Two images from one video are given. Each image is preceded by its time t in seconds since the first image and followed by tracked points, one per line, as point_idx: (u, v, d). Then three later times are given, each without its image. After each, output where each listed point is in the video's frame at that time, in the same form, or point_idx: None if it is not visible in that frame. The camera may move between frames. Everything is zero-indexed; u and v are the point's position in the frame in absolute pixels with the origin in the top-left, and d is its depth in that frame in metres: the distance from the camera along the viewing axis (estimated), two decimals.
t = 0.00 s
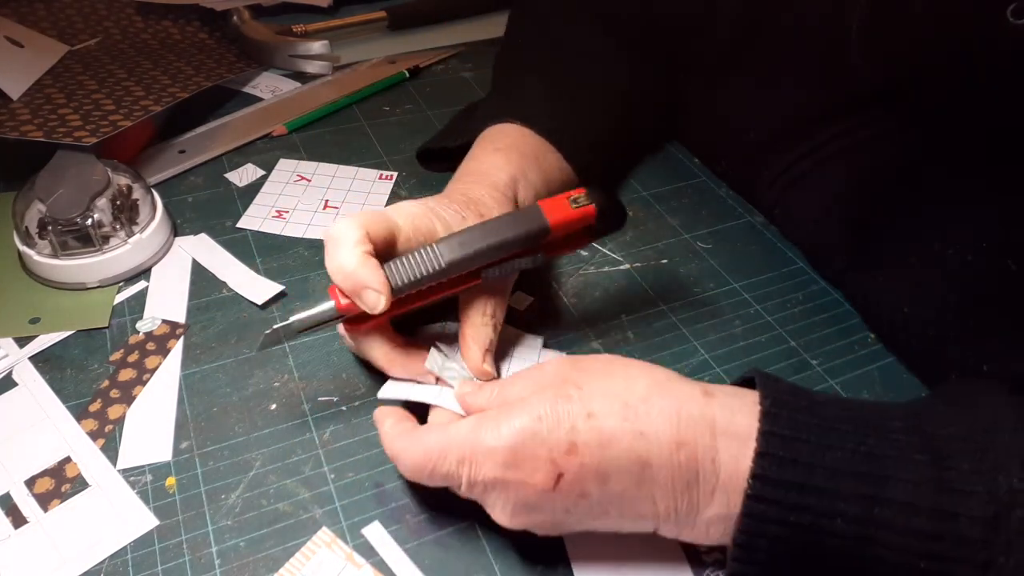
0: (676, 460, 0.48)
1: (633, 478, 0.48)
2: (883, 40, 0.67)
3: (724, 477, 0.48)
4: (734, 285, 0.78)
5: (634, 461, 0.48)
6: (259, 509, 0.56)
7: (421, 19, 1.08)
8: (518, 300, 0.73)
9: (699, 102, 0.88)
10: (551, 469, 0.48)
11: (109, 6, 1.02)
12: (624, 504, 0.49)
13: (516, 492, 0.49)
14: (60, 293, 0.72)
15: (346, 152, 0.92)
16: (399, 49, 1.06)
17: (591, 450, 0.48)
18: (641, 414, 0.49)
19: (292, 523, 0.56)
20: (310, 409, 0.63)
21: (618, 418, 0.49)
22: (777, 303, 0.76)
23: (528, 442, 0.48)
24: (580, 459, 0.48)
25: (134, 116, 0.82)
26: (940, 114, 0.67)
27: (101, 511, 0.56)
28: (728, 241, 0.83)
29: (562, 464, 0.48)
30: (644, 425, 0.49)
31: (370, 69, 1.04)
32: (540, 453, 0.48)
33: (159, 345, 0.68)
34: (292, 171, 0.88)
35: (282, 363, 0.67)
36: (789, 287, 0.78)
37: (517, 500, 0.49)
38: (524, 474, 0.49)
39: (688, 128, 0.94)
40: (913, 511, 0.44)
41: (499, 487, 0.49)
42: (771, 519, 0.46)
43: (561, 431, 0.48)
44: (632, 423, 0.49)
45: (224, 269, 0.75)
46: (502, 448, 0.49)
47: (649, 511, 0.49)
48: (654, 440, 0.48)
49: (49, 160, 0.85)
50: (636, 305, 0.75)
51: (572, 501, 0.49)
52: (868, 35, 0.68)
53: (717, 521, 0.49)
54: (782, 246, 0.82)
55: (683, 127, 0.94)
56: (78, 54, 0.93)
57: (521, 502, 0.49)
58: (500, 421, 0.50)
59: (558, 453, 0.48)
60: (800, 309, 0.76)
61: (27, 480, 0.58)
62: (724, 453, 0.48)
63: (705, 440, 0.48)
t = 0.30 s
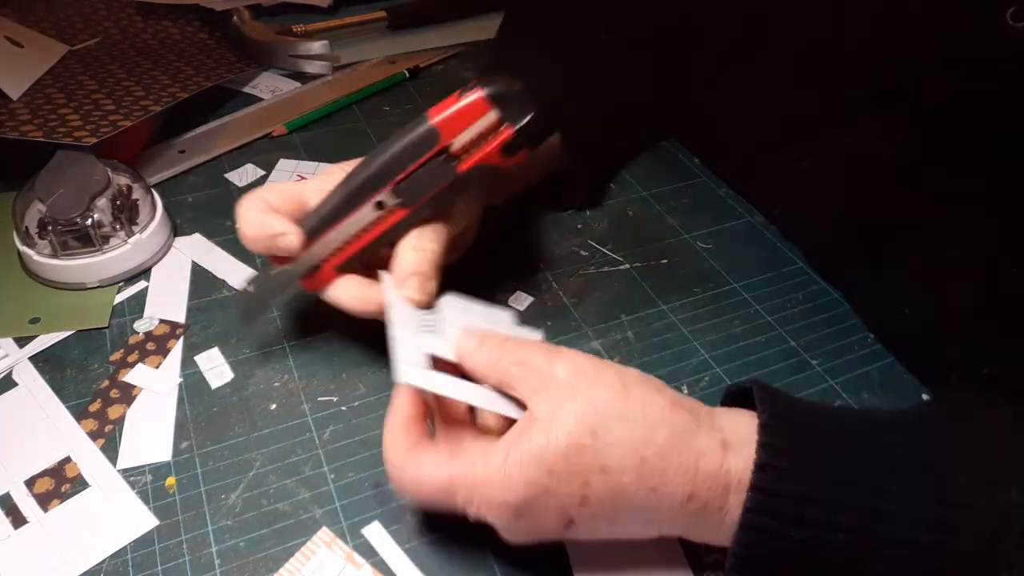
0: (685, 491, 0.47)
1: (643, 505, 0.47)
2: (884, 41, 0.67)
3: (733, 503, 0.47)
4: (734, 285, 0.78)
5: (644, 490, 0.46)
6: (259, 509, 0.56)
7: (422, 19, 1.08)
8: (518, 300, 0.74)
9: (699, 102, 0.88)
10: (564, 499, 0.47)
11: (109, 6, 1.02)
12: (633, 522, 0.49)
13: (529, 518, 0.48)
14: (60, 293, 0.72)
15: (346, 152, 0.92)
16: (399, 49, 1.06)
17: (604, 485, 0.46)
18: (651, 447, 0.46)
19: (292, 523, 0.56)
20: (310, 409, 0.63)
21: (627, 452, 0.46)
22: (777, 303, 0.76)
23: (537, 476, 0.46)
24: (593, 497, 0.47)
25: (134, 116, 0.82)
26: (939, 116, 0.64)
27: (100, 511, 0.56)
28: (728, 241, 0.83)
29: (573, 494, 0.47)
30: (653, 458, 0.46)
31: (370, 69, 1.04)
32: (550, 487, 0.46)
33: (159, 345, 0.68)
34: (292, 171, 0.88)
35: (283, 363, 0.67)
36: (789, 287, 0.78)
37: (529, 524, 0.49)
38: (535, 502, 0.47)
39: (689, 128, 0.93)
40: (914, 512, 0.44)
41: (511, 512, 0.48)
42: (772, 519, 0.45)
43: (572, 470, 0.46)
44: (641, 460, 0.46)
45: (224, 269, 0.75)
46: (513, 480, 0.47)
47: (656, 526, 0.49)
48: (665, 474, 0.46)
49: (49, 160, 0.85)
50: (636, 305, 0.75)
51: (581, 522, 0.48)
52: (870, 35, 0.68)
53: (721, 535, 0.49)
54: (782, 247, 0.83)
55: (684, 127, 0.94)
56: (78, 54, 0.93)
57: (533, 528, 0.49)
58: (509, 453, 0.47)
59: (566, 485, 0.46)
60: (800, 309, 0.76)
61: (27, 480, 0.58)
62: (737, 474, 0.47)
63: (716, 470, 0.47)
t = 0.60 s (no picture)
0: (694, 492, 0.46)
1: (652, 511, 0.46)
2: (884, 42, 0.67)
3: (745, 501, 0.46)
4: (734, 285, 0.78)
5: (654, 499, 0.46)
6: (259, 509, 0.56)
7: (422, 18, 1.08)
8: (518, 300, 0.74)
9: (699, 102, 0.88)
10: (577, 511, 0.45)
11: (109, 6, 1.02)
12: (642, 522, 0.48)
13: (543, 538, 0.47)
14: (60, 293, 0.72)
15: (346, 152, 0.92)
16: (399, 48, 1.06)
17: (624, 497, 0.45)
18: (664, 450, 0.45)
19: (292, 523, 0.56)
20: (310, 409, 0.63)
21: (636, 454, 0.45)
22: (778, 303, 0.76)
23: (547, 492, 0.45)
24: (615, 511, 0.46)
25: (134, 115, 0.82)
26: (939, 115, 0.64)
27: (100, 512, 0.56)
28: (728, 242, 0.82)
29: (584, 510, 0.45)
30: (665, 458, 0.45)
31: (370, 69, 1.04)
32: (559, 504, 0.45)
33: (159, 345, 0.68)
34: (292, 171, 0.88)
35: (283, 364, 0.67)
36: (789, 287, 0.78)
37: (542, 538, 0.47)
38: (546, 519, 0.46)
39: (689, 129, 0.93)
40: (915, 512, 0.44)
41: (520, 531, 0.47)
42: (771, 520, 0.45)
43: (597, 488, 0.44)
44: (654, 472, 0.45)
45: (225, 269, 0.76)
46: (523, 501, 0.45)
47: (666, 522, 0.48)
48: (683, 476, 0.45)
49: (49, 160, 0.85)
50: (636, 305, 0.75)
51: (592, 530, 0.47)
52: (869, 36, 0.68)
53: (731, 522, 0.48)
54: (782, 246, 0.82)
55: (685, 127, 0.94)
56: (78, 54, 0.93)
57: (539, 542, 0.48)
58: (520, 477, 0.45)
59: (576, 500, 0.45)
60: (800, 309, 0.76)
61: (27, 480, 0.58)
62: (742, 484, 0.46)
63: (727, 463, 0.46)
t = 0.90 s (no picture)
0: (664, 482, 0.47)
1: (612, 498, 0.47)
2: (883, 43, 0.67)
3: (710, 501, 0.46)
4: (734, 285, 0.78)
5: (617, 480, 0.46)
6: (259, 509, 0.56)
7: (422, 19, 1.08)
8: (518, 300, 0.74)
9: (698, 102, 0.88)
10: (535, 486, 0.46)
11: (109, 6, 1.02)
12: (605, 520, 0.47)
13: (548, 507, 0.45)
14: (60, 293, 0.72)
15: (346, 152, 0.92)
16: (399, 49, 1.06)
17: (630, 443, 0.47)
18: (663, 408, 0.48)
19: (292, 523, 0.56)
20: (310, 409, 0.63)
21: (599, 423, 0.47)
22: (777, 303, 0.76)
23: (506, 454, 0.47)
24: (618, 460, 0.46)
25: (134, 116, 0.82)
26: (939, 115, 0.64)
27: (100, 512, 0.56)
28: (728, 242, 0.82)
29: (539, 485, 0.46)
30: (633, 432, 0.47)
31: (370, 70, 1.04)
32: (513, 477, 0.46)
33: (159, 344, 0.68)
34: (292, 171, 0.88)
35: (283, 363, 0.67)
36: (789, 286, 0.78)
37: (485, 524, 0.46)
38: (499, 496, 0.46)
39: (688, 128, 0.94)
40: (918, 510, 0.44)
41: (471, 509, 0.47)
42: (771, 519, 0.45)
43: (603, 430, 0.47)
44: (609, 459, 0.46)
45: (225, 269, 0.76)
46: (513, 422, 0.48)
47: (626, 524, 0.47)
48: (686, 437, 0.47)
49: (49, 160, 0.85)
50: (636, 304, 0.75)
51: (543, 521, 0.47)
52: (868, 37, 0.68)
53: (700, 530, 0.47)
54: (783, 247, 0.82)
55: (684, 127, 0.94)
56: (78, 54, 0.93)
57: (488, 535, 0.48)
58: (532, 421, 0.47)
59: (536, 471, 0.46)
60: (800, 309, 0.75)
61: (27, 480, 0.58)
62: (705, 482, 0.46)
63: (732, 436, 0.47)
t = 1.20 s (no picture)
0: (705, 450, 0.49)
1: (654, 454, 0.49)
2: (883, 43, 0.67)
3: (745, 471, 0.48)
4: (734, 285, 0.77)
5: (661, 440, 0.50)
6: (259, 510, 0.56)
7: (422, 19, 1.08)
8: (518, 300, 0.73)
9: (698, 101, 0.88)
10: (587, 433, 0.51)
11: (109, 6, 1.02)
12: (646, 478, 0.48)
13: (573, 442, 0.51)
14: (59, 293, 0.72)
15: (346, 152, 0.92)
16: (398, 49, 1.07)
17: (651, 405, 0.52)
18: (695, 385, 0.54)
19: (292, 523, 0.56)
20: (310, 409, 0.63)
21: (652, 389, 0.54)
22: (777, 303, 0.75)
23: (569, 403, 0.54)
24: (640, 413, 0.52)
25: (134, 116, 0.82)
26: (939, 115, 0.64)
27: (101, 512, 0.56)
28: (728, 241, 0.82)
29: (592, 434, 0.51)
30: (680, 398, 0.53)
31: (370, 69, 1.04)
32: (570, 428, 0.53)
33: (159, 345, 0.68)
34: (292, 171, 0.88)
35: (283, 363, 0.67)
36: (789, 286, 0.76)
37: (538, 467, 0.51)
38: (557, 444, 0.52)
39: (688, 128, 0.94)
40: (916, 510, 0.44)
41: (528, 452, 0.53)
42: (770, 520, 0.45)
43: (627, 392, 0.54)
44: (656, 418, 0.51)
45: (225, 269, 0.76)
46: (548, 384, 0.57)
47: (667, 489, 0.48)
48: (716, 406, 0.52)
49: (49, 160, 0.85)
50: (635, 305, 0.75)
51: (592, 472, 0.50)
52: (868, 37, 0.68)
53: (732, 507, 0.48)
54: (783, 247, 0.80)
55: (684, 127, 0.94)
56: (78, 54, 0.93)
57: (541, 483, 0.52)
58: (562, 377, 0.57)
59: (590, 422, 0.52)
60: (800, 309, 0.74)
61: (27, 480, 0.58)
62: (739, 453, 0.48)
63: (769, 413, 0.51)
